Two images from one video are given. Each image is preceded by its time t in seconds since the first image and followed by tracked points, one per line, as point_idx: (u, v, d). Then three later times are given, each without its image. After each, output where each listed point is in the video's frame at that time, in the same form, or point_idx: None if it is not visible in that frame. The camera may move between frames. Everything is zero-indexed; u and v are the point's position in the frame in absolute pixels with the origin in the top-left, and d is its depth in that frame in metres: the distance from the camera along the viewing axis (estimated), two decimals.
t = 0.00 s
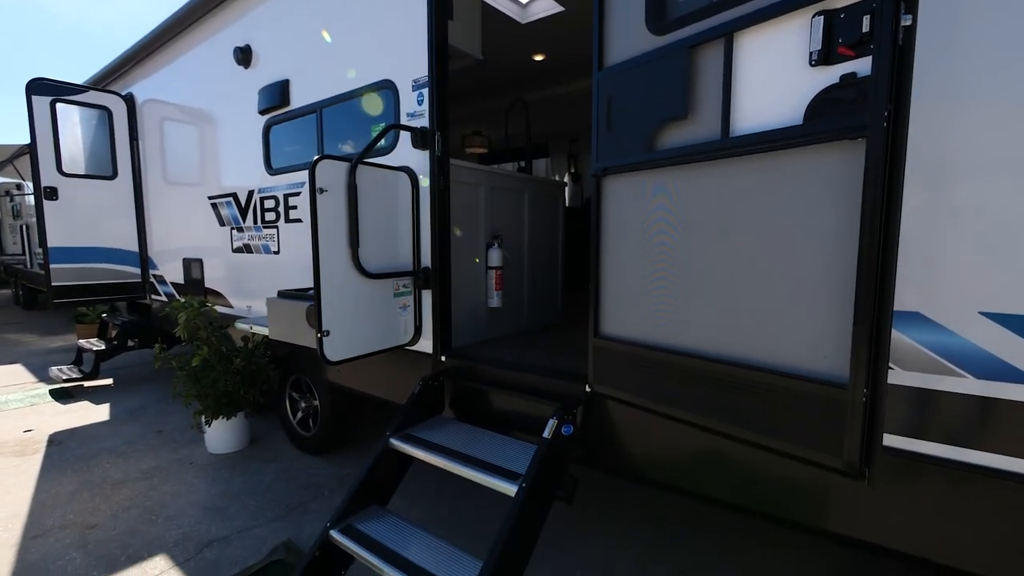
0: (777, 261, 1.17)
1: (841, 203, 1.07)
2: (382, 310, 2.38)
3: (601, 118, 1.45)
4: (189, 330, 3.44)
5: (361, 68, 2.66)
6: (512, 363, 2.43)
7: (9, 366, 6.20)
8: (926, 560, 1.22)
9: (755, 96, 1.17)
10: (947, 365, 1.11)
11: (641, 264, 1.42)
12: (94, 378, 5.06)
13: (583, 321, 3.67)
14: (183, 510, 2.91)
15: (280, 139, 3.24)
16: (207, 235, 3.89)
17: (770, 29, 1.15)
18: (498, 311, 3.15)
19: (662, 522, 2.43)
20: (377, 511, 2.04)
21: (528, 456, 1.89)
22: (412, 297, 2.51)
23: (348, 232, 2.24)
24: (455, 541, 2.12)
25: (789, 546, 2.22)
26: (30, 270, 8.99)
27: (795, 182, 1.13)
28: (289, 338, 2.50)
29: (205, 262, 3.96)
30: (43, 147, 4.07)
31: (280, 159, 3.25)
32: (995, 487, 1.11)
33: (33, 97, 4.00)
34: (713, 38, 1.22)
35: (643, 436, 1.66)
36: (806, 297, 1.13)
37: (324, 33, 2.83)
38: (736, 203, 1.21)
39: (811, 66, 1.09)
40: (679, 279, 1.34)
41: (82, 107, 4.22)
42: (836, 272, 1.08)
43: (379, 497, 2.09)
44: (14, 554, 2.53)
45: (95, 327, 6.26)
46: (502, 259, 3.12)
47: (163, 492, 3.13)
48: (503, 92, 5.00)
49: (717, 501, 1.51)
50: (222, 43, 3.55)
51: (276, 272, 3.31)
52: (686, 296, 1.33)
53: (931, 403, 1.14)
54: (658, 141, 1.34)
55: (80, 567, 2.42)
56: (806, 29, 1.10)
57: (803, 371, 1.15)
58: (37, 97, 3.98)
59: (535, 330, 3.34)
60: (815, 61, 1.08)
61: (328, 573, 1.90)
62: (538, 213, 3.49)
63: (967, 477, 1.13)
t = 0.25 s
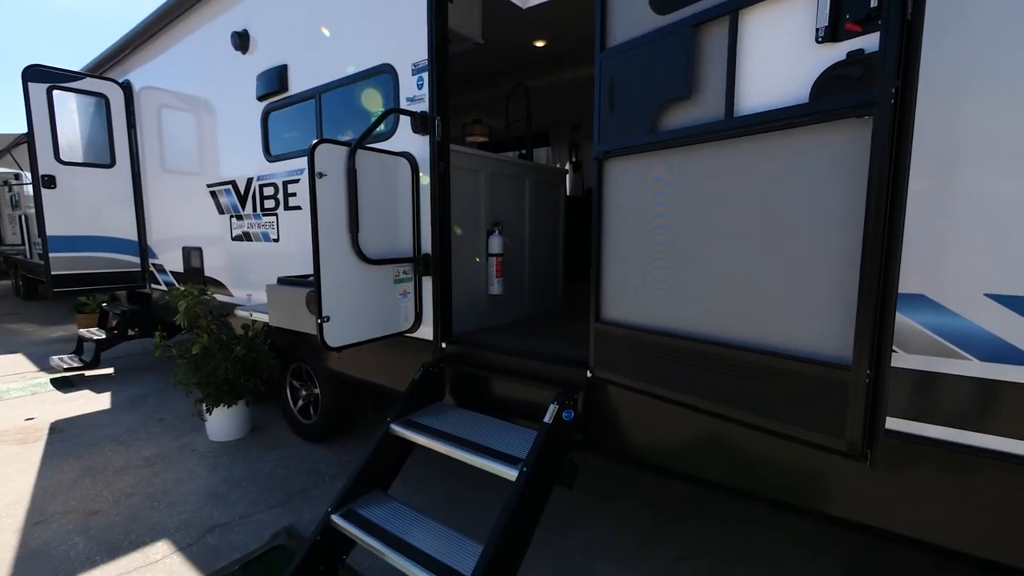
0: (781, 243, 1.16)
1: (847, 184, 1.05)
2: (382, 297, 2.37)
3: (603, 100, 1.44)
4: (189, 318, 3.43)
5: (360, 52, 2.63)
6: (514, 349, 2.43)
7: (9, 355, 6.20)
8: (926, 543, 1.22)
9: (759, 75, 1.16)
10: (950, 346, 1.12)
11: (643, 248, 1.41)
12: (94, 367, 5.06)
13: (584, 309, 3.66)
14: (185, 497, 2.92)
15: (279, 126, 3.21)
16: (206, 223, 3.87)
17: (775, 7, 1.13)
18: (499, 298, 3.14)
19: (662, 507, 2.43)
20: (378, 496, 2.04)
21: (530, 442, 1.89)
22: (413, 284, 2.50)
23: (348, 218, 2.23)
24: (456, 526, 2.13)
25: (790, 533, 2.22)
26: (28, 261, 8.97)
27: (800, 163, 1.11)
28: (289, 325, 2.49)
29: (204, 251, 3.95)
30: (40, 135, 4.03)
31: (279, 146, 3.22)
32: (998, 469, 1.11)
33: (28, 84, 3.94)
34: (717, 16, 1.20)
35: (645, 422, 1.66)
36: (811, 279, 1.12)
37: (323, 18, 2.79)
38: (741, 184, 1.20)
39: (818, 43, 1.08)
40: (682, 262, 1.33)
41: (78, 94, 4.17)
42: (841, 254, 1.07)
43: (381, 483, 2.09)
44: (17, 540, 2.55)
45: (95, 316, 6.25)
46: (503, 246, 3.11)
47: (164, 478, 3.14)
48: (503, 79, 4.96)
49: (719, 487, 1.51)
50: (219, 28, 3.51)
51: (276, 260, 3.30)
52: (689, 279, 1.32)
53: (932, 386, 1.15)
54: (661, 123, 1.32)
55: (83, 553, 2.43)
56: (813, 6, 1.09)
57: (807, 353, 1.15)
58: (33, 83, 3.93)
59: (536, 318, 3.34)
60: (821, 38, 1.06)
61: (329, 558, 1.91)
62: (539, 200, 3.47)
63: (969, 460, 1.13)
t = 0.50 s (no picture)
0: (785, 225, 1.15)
1: (853, 163, 1.04)
2: (382, 283, 2.36)
3: (606, 82, 1.42)
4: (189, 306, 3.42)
5: (359, 36, 2.60)
6: (514, 336, 2.42)
7: (10, 345, 6.20)
8: (926, 526, 1.22)
9: (764, 53, 1.14)
10: (954, 329, 1.11)
11: (645, 232, 1.40)
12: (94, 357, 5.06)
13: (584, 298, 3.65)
14: (186, 484, 2.93)
15: (277, 112, 3.18)
16: (205, 212, 3.86)
17: None
18: (500, 286, 3.13)
19: (662, 494, 2.44)
20: (379, 482, 2.04)
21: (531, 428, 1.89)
22: (413, 271, 2.49)
23: (347, 203, 2.21)
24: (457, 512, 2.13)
25: (789, 520, 2.23)
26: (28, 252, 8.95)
27: (805, 143, 1.10)
28: (289, 311, 2.49)
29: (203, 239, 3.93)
30: (38, 123, 4.00)
31: (278, 133, 3.20)
32: (1001, 451, 1.11)
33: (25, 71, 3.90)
34: None
35: (645, 407, 1.66)
36: (815, 261, 1.11)
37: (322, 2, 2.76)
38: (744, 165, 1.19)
39: (824, 20, 1.06)
40: (684, 245, 1.32)
41: (76, 81, 4.14)
42: (845, 234, 1.07)
43: (381, 468, 2.09)
44: (19, 526, 2.56)
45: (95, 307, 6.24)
46: (503, 233, 3.10)
47: (166, 466, 3.15)
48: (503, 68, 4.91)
49: (720, 471, 1.51)
50: (217, 13, 3.47)
51: (275, 248, 3.29)
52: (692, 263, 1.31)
53: (935, 369, 1.14)
54: (664, 104, 1.31)
55: (85, 538, 2.44)
56: None
57: (810, 335, 1.14)
58: (30, 70, 3.90)
59: (537, 306, 3.33)
60: (828, 14, 1.05)
61: (330, 543, 1.91)
62: (540, 187, 3.45)
63: (972, 443, 1.12)
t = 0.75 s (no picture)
0: (788, 206, 1.14)
1: (858, 143, 1.03)
2: (383, 270, 2.35)
3: (607, 63, 1.40)
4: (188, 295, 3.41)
5: (358, 21, 2.57)
6: (515, 323, 2.42)
7: (10, 335, 6.19)
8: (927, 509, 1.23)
9: (771, 32, 1.13)
10: (958, 312, 1.10)
11: (647, 216, 1.39)
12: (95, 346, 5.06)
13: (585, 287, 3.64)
14: (187, 471, 2.93)
15: (276, 99, 3.16)
16: (204, 200, 3.84)
17: None
18: (500, 274, 3.12)
19: (663, 479, 2.44)
20: (380, 468, 2.04)
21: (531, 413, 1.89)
22: (413, 258, 2.48)
23: (347, 188, 2.20)
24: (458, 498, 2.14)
25: (790, 507, 2.23)
26: (26, 243, 8.91)
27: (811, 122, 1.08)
28: (289, 298, 2.48)
29: (203, 228, 3.91)
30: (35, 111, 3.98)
31: (276, 120, 3.18)
32: (1003, 433, 1.11)
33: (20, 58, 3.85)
34: None
35: (646, 392, 1.66)
36: (818, 243, 1.11)
37: None
38: (748, 147, 1.18)
39: None
40: (686, 229, 1.31)
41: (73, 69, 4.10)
42: (849, 215, 1.06)
43: (382, 455, 2.09)
44: (21, 513, 2.56)
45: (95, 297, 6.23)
46: (504, 220, 3.08)
47: (167, 454, 3.15)
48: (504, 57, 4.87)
49: (720, 456, 1.51)
50: None
51: (274, 236, 3.28)
52: (694, 246, 1.30)
53: (941, 353, 1.13)
54: (667, 85, 1.29)
55: (88, 525, 2.44)
56: None
57: (811, 318, 1.14)
58: (27, 58, 3.86)
59: (538, 294, 3.33)
60: None
61: (332, 529, 1.92)
62: (541, 176, 3.43)
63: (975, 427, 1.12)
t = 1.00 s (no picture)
0: (793, 189, 1.13)
1: (864, 123, 1.02)
2: (383, 257, 2.34)
3: (609, 46, 1.39)
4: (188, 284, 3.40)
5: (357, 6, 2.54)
6: (516, 310, 2.41)
7: (10, 327, 6.19)
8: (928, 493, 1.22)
9: (775, 10, 1.12)
10: (962, 295, 1.10)
11: (649, 200, 1.38)
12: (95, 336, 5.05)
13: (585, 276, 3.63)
14: (188, 459, 2.94)
15: (274, 86, 3.13)
16: (203, 189, 3.82)
17: None
18: (501, 263, 3.11)
19: (663, 466, 2.45)
20: (380, 455, 2.05)
21: (532, 400, 1.89)
22: (414, 246, 2.47)
23: (346, 175, 2.18)
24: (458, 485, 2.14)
25: (789, 493, 2.24)
26: (25, 235, 8.88)
27: (817, 103, 1.07)
28: (289, 286, 2.47)
29: (202, 218, 3.90)
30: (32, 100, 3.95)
31: (275, 108, 3.15)
32: (1006, 416, 1.11)
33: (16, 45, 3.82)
34: None
35: (647, 378, 1.66)
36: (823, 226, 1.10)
37: None
38: (753, 129, 1.17)
39: None
40: (689, 213, 1.30)
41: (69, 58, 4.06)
42: (854, 197, 1.05)
43: (382, 442, 2.09)
44: (23, 500, 2.57)
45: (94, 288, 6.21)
46: (504, 209, 3.07)
47: (168, 442, 3.16)
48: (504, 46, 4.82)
49: (722, 442, 1.51)
50: None
51: (274, 225, 3.27)
52: (697, 230, 1.29)
53: (944, 336, 1.13)
54: (670, 66, 1.27)
55: (89, 512, 2.45)
56: None
57: (815, 301, 1.13)
58: (22, 46, 3.83)
59: (539, 283, 3.32)
60: None
61: (333, 516, 1.92)
62: (541, 165, 3.41)
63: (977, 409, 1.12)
